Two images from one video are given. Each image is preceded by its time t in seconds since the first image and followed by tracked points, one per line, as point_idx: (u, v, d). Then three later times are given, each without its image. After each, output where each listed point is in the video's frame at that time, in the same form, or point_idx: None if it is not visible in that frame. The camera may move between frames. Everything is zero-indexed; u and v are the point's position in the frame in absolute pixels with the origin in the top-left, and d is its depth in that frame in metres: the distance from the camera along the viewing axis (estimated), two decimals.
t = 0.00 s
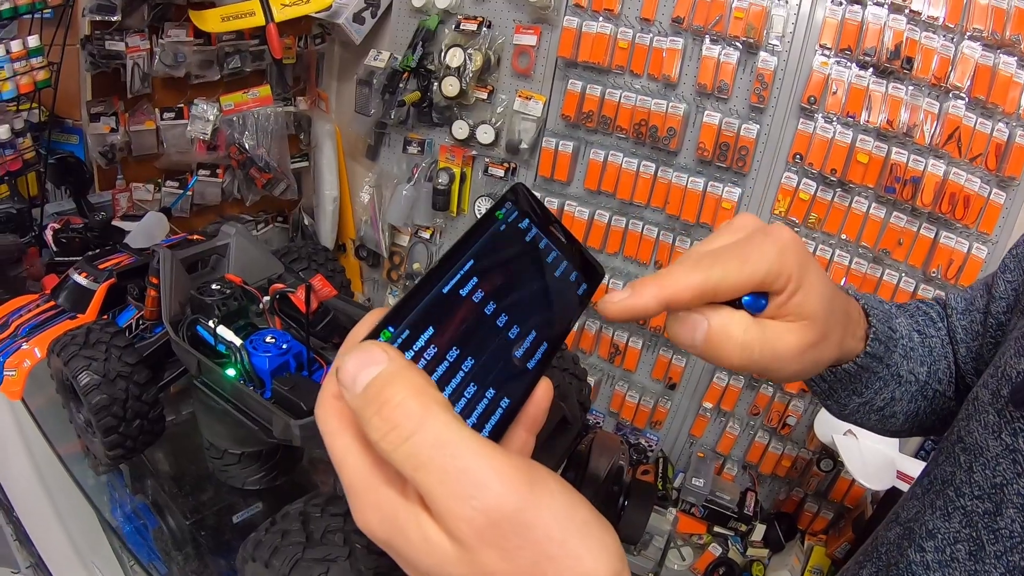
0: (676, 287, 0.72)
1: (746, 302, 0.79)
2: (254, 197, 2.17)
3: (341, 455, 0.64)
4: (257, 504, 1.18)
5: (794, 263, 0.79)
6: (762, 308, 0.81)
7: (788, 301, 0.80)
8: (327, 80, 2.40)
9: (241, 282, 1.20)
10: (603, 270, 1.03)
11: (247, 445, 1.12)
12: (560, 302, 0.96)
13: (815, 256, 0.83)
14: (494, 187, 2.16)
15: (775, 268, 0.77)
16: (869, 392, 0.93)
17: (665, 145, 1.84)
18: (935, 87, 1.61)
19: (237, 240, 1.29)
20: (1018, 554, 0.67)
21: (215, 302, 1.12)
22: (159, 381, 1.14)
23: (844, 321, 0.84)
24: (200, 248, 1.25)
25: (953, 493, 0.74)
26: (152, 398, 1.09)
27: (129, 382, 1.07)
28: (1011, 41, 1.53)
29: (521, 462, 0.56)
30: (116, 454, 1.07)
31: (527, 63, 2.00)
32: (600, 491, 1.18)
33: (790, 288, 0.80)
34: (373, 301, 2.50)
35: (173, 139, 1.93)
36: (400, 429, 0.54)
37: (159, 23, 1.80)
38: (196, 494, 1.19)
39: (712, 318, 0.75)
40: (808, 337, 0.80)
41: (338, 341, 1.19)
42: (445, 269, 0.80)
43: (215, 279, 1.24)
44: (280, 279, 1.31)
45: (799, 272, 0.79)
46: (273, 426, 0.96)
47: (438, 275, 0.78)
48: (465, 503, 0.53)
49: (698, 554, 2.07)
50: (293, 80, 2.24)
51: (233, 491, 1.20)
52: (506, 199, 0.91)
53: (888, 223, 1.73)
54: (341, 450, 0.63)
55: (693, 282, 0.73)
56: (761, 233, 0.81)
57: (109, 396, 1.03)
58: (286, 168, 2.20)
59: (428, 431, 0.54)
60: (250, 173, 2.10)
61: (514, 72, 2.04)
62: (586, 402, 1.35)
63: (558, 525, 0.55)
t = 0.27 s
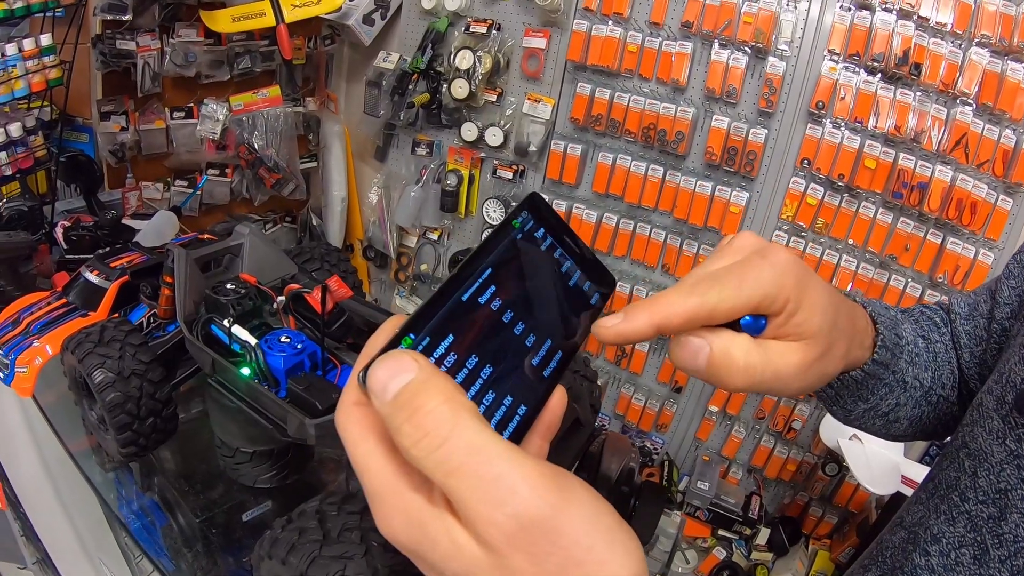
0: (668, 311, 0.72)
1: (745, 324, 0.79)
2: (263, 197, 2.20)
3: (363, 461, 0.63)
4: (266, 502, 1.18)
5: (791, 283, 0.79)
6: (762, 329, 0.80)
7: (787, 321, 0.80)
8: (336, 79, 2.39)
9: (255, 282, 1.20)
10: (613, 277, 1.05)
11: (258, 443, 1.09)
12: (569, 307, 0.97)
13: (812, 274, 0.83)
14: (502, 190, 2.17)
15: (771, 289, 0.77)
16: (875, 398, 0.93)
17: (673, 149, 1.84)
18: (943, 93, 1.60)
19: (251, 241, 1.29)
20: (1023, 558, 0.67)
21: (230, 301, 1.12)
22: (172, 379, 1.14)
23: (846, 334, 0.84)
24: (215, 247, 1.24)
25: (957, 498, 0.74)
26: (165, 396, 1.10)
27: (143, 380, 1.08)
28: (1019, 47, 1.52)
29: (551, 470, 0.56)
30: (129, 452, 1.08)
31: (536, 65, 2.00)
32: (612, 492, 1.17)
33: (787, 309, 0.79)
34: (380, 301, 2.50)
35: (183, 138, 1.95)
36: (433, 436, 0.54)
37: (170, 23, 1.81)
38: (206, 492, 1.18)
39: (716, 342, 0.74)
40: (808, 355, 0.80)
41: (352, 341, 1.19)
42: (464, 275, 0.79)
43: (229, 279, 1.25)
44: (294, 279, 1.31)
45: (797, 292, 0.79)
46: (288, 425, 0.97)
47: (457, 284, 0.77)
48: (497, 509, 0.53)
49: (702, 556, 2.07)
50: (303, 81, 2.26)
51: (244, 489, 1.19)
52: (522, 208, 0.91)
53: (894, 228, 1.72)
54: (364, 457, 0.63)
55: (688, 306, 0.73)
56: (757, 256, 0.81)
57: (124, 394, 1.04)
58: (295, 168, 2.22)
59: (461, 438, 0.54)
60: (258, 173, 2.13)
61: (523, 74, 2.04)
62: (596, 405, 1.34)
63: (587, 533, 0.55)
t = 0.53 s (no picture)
0: (683, 267, 0.82)
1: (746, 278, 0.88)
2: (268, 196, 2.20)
3: (361, 463, 0.63)
4: (271, 501, 1.19)
5: (794, 245, 0.87)
6: (762, 283, 0.90)
7: (784, 280, 0.89)
8: (342, 80, 2.40)
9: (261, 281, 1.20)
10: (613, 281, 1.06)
11: (264, 441, 1.09)
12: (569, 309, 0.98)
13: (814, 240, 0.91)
14: (508, 191, 2.17)
15: (775, 249, 0.86)
16: (873, 384, 0.96)
17: (679, 151, 1.84)
18: (950, 97, 1.60)
19: (257, 240, 1.29)
20: None
21: (237, 300, 1.11)
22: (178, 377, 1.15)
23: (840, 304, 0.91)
24: (221, 246, 1.25)
25: (959, 501, 0.73)
26: (171, 394, 1.10)
27: (150, 377, 1.08)
28: None
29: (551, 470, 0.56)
30: (134, 450, 1.08)
31: (542, 67, 2.00)
32: (616, 492, 1.15)
33: (787, 268, 0.88)
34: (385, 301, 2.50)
35: (190, 137, 1.95)
36: (433, 437, 0.54)
37: (177, 22, 1.82)
38: (211, 490, 1.20)
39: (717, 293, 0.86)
40: (800, 315, 0.89)
41: (359, 341, 1.19)
42: (463, 276, 0.80)
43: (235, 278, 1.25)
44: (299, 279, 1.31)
45: (798, 253, 0.88)
46: (293, 423, 0.97)
47: (455, 286, 0.78)
48: (498, 510, 0.53)
49: (704, 559, 2.06)
50: (309, 81, 2.26)
51: (249, 488, 1.20)
52: (518, 211, 0.93)
53: (900, 231, 1.72)
54: (362, 459, 0.63)
55: (698, 263, 0.82)
56: (765, 216, 0.89)
57: (130, 391, 1.05)
58: (301, 167, 2.23)
59: (460, 439, 0.54)
60: (264, 172, 2.14)
61: (529, 75, 2.04)
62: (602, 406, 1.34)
63: (586, 530, 0.55)
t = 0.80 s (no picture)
0: (664, 247, 0.84)
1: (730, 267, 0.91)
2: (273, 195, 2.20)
3: (367, 455, 0.63)
4: (274, 499, 1.20)
5: (775, 236, 0.90)
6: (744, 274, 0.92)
7: (766, 270, 0.91)
8: (346, 80, 2.39)
9: (266, 279, 1.20)
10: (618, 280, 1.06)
11: (267, 439, 1.09)
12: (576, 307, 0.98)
13: (796, 233, 0.93)
14: (512, 190, 2.17)
15: (755, 238, 0.88)
16: (866, 380, 0.97)
17: (683, 151, 1.84)
18: (954, 98, 1.59)
19: (262, 238, 1.30)
20: None
21: (241, 297, 1.12)
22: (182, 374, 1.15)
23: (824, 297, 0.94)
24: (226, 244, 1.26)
25: (961, 502, 0.73)
26: (175, 391, 1.10)
27: (153, 375, 1.08)
28: None
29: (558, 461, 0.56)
30: (137, 446, 1.08)
31: (546, 66, 2.00)
32: (619, 493, 1.15)
33: (769, 259, 0.90)
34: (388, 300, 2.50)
35: (194, 136, 1.95)
36: (441, 426, 0.54)
37: (182, 21, 1.82)
38: (214, 488, 1.22)
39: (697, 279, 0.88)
40: (780, 306, 0.92)
41: (362, 339, 1.19)
42: (469, 273, 0.81)
43: (239, 275, 1.25)
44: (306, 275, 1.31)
45: (779, 246, 0.90)
46: (297, 421, 0.97)
47: (461, 281, 0.79)
48: (505, 500, 0.53)
49: (707, 560, 2.06)
50: (313, 80, 2.26)
51: (252, 485, 1.21)
52: (524, 208, 0.94)
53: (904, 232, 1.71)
54: (369, 451, 0.63)
55: (680, 245, 0.85)
56: (750, 208, 0.92)
57: (133, 388, 1.05)
58: (305, 167, 2.23)
59: (467, 427, 0.54)
60: (269, 172, 2.14)
61: (533, 75, 2.04)
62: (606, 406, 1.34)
63: (590, 523, 0.54)
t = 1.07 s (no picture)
0: (663, 259, 0.83)
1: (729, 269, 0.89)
2: (274, 194, 2.22)
3: (367, 453, 0.63)
4: (275, 497, 1.23)
5: (776, 236, 0.88)
6: (745, 275, 0.91)
7: (766, 269, 0.90)
8: (348, 79, 2.40)
9: (266, 277, 1.22)
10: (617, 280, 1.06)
11: (267, 438, 1.09)
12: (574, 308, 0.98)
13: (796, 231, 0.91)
14: (513, 190, 2.17)
15: (756, 240, 0.87)
16: (865, 378, 0.97)
17: (685, 151, 1.83)
18: (957, 97, 1.59)
19: (261, 236, 1.30)
20: None
21: (241, 295, 1.13)
22: (182, 372, 1.15)
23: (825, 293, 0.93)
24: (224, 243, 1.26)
25: (961, 500, 0.72)
26: (175, 390, 1.10)
27: (153, 373, 1.08)
28: None
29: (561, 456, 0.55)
30: (137, 445, 1.08)
31: (548, 65, 2.00)
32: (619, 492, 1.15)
33: (769, 259, 0.89)
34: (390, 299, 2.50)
35: (196, 135, 1.95)
36: (442, 422, 0.54)
37: (183, 20, 1.83)
38: (214, 487, 1.24)
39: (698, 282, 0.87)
40: (783, 305, 0.91)
41: (362, 337, 1.18)
42: (469, 269, 0.81)
43: (239, 274, 1.25)
44: (307, 273, 1.30)
45: (779, 246, 0.89)
46: (297, 420, 0.97)
47: (460, 278, 0.79)
48: (508, 497, 0.53)
49: (708, 560, 2.06)
50: (315, 79, 2.26)
51: (252, 485, 1.24)
52: (523, 206, 0.93)
53: (907, 232, 1.71)
54: (370, 448, 0.63)
55: (681, 252, 0.84)
56: (748, 208, 0.90)
57: (133, 386, 1.05)
58: (307, 166, 2.24)
59: (469, 423, 0.54)
60: (270, 170, 2.16)
61: (535, 74, 2.04)
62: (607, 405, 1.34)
63: (596, 519, 0.54)
